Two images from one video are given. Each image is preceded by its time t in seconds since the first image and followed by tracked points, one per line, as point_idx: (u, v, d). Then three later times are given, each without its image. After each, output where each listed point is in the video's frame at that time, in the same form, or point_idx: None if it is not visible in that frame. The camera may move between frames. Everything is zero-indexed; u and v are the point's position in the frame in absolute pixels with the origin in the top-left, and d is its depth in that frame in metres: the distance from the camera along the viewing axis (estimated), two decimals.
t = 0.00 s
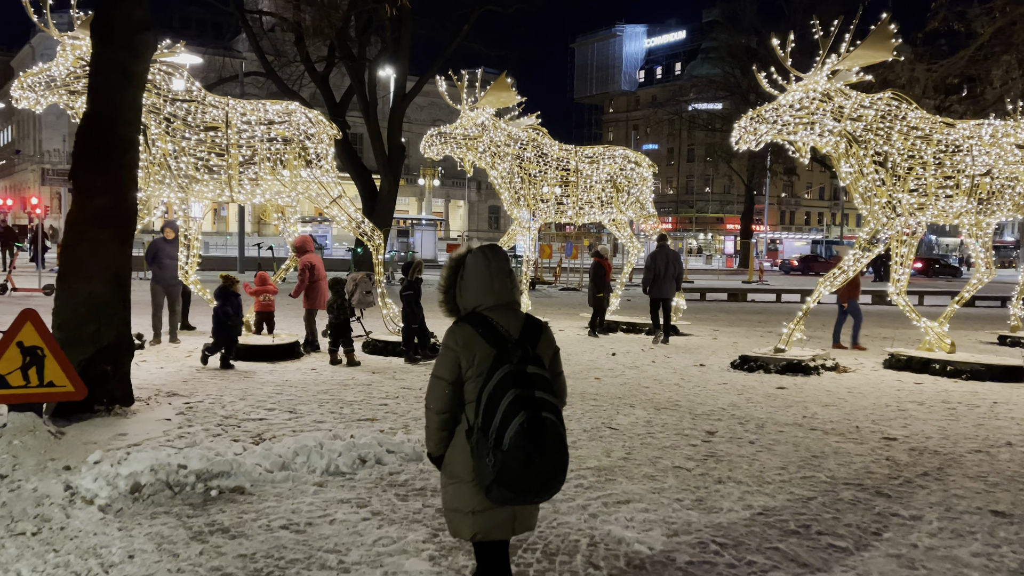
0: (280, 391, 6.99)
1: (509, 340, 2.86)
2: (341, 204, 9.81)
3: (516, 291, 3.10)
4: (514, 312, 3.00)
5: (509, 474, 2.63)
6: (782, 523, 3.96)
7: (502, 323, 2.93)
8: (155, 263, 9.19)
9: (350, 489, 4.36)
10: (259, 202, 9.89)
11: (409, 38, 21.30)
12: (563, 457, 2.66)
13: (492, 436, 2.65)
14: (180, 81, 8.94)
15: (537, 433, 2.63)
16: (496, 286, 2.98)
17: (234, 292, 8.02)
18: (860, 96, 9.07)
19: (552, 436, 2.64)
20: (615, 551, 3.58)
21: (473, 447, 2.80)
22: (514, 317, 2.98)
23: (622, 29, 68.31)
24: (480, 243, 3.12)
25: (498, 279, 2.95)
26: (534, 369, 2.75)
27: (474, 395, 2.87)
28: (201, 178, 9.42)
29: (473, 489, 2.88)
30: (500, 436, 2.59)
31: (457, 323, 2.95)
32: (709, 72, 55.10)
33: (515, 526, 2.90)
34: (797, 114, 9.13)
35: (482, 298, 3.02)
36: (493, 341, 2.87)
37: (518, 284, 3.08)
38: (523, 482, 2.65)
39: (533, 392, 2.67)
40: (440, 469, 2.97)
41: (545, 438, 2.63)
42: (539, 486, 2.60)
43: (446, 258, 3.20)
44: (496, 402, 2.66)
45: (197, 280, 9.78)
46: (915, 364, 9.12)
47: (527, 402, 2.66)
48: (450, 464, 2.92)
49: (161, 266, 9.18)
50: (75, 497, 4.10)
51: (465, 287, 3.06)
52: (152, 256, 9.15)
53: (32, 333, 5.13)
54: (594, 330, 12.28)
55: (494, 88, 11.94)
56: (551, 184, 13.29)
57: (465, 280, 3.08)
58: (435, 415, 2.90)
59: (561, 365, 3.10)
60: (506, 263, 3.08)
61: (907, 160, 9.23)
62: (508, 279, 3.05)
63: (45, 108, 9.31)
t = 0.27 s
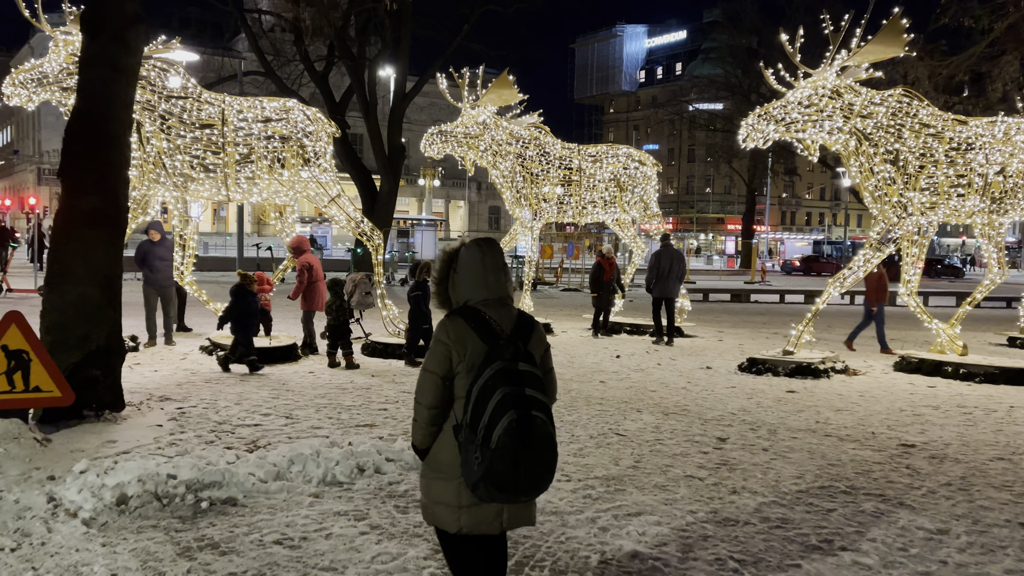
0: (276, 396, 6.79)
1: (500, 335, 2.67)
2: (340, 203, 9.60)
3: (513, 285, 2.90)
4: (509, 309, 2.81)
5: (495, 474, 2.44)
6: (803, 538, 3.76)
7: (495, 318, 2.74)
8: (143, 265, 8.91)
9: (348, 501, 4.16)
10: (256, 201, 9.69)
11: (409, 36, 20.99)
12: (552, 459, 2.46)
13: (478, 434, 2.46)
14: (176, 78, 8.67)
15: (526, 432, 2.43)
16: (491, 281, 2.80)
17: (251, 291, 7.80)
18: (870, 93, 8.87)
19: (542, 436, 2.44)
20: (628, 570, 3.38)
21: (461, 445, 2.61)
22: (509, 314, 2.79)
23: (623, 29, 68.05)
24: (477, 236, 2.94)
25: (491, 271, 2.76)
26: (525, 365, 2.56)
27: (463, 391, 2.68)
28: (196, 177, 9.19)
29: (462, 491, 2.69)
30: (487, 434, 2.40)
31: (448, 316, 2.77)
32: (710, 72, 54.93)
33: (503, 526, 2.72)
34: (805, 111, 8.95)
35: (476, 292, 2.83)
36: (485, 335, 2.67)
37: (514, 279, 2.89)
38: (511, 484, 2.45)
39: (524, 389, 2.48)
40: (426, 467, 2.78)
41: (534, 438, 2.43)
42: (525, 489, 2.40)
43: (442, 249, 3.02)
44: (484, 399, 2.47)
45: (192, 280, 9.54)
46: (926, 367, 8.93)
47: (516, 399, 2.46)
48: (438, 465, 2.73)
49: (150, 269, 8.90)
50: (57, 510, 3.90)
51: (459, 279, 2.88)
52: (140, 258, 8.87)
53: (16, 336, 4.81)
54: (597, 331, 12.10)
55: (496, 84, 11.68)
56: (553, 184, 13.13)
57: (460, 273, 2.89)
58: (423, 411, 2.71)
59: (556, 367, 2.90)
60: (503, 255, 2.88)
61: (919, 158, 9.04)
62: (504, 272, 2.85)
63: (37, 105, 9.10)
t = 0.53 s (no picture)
0: (273, 400, 6.58)
1: (486, 337, 2.72)
2: (339, 201, 9.39)
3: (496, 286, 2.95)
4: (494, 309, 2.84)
5: (481, 477, 2.52)
6: (828, 553, 3.56)
7: (480, 320, 2.79)
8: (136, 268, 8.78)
9: (347, 512, 3.95)
10: (254, 198, 9.48)
11: (410, 36, 20.89)
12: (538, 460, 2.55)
13: (464, 437, 2.54)
14: (173, 74, 8.37)
15: (511, 435, 2.52)
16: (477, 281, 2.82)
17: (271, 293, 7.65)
18: (882, 89, 8.66)
19: (527, 439, 2.52)
20: None
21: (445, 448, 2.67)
22: (494, 315, 2.83)
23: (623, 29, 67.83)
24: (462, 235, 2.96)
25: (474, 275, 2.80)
26: (510, 368, 2.62)
27: (448, 393, 2.73)
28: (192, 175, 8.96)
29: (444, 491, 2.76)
30: (473, 438, 2.48)
31: (433, 317, 2.80)
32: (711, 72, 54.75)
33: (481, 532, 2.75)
34: (815, 107, 8.77)
35: (460, 294, 2.87)
36: (470, 337, 2.72)
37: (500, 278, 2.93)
38: (496, 485, 2.54)
39: (509, 393, 2.56)
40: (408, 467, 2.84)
41: (521, 442, 2.51)
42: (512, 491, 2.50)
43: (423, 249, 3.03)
44: (470, 403, 2.54)
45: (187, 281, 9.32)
46: (938, 369, 8.75)
47: (502, 403, 2.54)
48: (421, 465, 2.79)
49: (143, 271, 8.77)
50: (39, 523, 3.68)
51: (442, 281, 2.90)
52: (132, 261, 8.74)
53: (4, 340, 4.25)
54: (600, 332, 11.93)
55: (498, 82, 11.71)
56: (556, 183, 12.85)
57: (443, 276, 2.92)
58: (407, 413, 2.76)
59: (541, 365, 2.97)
60: (486, 256, 2.92)
61: (932, 156, 8.82)
62: (488, 274, 2.90)
63: (29, 101, 8.89)
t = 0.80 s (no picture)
0: (269, 409, 6.40)
1: (449, 349, 2.68)
2: (338, 205, 9.23)
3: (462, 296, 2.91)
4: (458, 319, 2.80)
5: (445, 493, 2.48)
6: None
7: (444, 331, 2.75)
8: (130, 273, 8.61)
9: (344, 532, 3.77)
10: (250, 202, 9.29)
11: (409, 37, 20.74)
12: (503, 475, 2.51)
13: (427, 452, 2.50)
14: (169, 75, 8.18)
15: (474, 450, 2.48)
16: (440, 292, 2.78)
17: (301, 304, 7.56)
18: (890, 89, 8.52)
19: (490, 453, 2.47)
20: None
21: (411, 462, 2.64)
22: (458, 325, 2.79)
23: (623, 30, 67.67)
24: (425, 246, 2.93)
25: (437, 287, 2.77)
26: (473, 380, 2.59)
27: (412, 407, 2.69)
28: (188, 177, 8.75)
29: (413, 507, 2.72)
30: (435, 454, 2.44)
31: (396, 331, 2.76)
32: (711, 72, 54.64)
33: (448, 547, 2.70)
34: (823, 108, 8.65)
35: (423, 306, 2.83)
36: (433, 351, 2.68)
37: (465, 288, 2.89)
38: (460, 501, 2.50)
39: (470, 406, 2.52)
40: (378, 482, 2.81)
41: (484, 456, 2.47)
42: (477, 506, 2.45)
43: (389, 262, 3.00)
44: (432, 418, 2.51)
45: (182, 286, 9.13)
46: (948, 375, 8.58)
47: (464, 417, 2.50)
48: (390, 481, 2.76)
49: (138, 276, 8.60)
50: (21, 545, 3.50)
51: (406, 293, 2.86)
52: (126, 266, 8.57)
53: None
54: (602, 335, 11.77)
55: (499, 82, 11.57)
56: (557, 184, 12.63)
57: (407, 288, 2.88)
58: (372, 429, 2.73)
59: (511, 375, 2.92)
60: (450, 266, 2.88)
61: (942, 157, 8.65)
62: (452, 284, 2.85)
63: (21, 101, 8.70)
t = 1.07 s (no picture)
0: (264, 416, 6.22)
1: (423, 352, 2.72)
2: (335, 205, 9.07)
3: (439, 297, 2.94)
4: (434, 322, 2.84)
5: (417, 496, 2.52)
6: None
7: (419, 334, 2.79)
8: (123, 278, 8.32)
9: (339, 550, 3.61)
10: (245, 203, 9.11)
11: (409, 36, 20.57)
12: (476, 477, 2.55)
13: (399, 455, 2.54)
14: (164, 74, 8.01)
15: (446, 453, 2.51)
16: (416, 294, 2.82)
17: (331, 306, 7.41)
18: (899, 87, 8.32)
19: (463, 455, 2.52)
20: None
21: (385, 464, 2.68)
22: (433, 327, 2.83)
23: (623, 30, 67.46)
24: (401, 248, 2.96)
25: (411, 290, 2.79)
26: (446, 383, 2.63)
27: (386, 410, 2.73)
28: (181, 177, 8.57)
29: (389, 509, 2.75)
30: (407, 456, 2.48)
31: (370, 333, 2.79)
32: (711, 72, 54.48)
33: (425, 551, 2.73)
34: (829, 107, 8.47)
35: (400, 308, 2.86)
36: (408, 352, 2.72)
37: (441, 289, 2.92)
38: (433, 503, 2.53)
39: (443, 409, 2.56)
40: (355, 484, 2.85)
41: (457, 457, 2.51)
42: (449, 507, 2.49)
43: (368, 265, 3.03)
44: (405, 420, 2.55)
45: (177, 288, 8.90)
46: (959, 380, 8.41)
47: (437, 419, 2.55)
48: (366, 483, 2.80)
49: (133, 282, 8.33)
50: None
51: (383, 295, 2.89)
52: (121, 270, 8.31)
53: None
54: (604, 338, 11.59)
55: (499, 81, 11.43)
56: (558, 185, 12.44)
57: (383, 290, 2.91)
58: (347, 431, 2.77)
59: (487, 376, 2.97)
60: (427, 268, 2.91)
61: (952, 157, 8.48)
62: (429, 286, 2.87)
63: (11, 100, 8.50)
